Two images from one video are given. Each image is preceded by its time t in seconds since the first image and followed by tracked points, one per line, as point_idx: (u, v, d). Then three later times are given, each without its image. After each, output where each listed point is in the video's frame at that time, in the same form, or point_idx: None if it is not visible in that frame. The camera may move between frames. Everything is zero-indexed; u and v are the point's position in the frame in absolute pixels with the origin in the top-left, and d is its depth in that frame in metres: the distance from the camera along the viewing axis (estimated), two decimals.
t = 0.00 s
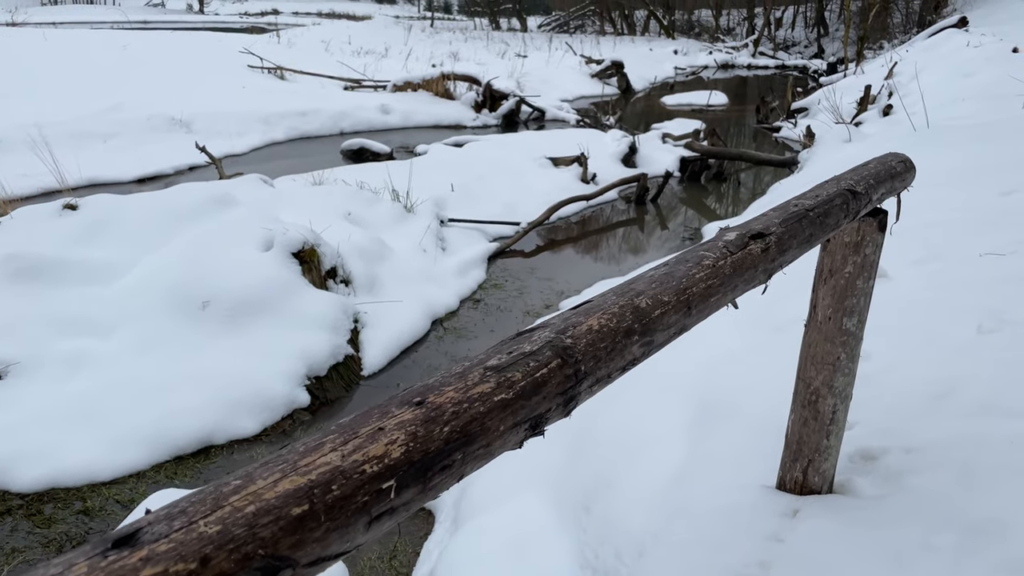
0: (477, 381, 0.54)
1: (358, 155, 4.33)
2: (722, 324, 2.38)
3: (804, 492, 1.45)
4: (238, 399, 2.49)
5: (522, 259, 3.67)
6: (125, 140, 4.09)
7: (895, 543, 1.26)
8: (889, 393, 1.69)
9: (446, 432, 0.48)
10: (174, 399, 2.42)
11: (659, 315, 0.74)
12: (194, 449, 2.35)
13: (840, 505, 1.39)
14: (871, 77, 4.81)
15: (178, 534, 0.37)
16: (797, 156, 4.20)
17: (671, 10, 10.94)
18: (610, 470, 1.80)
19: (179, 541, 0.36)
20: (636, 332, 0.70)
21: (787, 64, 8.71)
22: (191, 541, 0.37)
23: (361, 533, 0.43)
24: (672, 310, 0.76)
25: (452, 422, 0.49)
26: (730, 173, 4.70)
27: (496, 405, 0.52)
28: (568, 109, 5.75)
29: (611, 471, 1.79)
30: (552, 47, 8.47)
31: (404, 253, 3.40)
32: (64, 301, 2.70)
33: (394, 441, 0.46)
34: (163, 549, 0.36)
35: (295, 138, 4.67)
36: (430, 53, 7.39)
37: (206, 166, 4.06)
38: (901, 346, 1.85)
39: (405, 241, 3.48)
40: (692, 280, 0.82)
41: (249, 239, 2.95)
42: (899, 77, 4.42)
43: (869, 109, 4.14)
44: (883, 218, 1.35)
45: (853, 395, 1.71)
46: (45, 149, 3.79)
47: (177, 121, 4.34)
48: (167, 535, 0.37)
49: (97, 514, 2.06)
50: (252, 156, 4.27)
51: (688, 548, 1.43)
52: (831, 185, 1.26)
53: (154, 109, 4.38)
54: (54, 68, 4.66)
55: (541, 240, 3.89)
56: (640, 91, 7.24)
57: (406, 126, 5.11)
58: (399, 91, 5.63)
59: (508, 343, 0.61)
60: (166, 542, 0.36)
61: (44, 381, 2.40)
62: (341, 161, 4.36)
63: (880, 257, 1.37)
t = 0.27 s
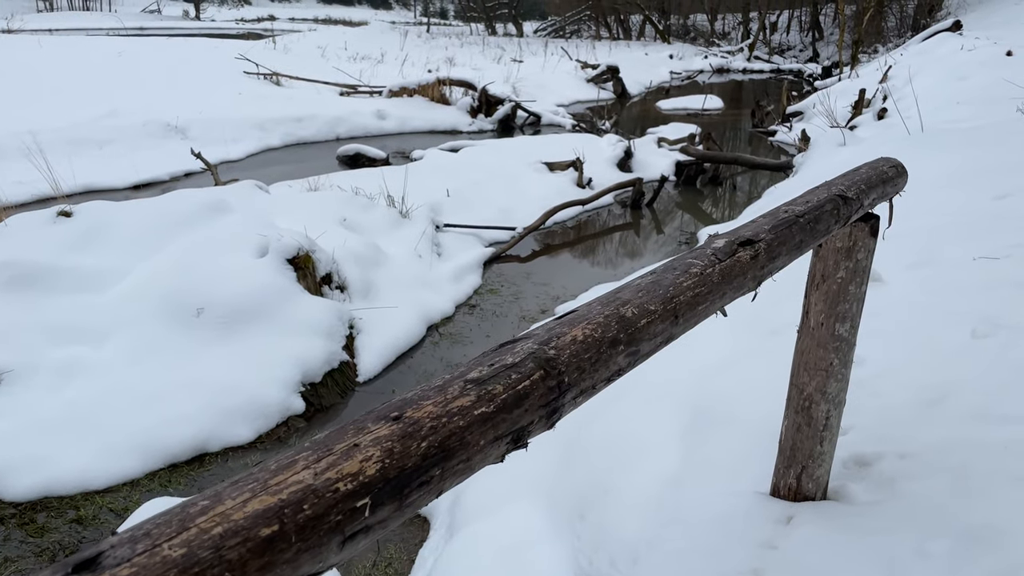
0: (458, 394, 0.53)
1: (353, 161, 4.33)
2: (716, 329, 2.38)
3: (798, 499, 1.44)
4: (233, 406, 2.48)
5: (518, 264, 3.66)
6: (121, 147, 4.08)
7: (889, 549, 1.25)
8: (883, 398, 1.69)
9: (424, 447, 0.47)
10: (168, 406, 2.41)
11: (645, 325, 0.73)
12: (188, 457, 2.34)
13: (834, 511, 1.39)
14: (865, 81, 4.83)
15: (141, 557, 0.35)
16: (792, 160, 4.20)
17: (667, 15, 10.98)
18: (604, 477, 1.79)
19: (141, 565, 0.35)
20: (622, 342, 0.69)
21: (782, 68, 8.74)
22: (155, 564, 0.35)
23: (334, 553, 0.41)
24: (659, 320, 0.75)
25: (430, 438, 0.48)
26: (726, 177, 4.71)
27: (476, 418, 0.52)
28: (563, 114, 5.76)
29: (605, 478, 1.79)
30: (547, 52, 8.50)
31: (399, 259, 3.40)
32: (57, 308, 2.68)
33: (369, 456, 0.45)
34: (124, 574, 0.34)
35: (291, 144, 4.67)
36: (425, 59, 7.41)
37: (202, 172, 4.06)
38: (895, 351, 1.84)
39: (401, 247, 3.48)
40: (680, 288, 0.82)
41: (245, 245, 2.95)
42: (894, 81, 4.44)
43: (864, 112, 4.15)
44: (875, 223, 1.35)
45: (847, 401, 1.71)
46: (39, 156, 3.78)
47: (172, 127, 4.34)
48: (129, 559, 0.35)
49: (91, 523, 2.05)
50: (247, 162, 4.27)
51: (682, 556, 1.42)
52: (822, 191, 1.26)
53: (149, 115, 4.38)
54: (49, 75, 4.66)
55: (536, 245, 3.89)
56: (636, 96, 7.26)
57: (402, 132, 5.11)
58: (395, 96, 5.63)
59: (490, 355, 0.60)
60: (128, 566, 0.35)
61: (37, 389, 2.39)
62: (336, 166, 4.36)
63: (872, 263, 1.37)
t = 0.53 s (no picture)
0: (436, 405, 0.52)
1: (349, 167, 4.33)
2: (710, 334, 2.37)
3: (791, 505, 1.43)
4: (227, 413, 2.46)
5: (514, 269, 3.66)
6: (116, 153, 4.08)
7: (882, 555, 1.25)
8: (877, 403, 1.68)
9: (399, 460, 0.47)
10: (161, 413, 2.39)
11: (630, 332, 0.73)
12: (181, 465, 2.32)
13: (827, 517, 1.38)
14: (860, 85, 4.84)
15: None
16: (788, 164, 4.20)
17: (663, 20, 11.02)
18: (598, 483, 1.78)
19: None
20: (606, 350, 0.69)
21: (778, 73, 8.77)
22: None
23: (303, 571, 0.41)
24: (644, 326, 0.75)
25: (406, 450, 0.47)
26: (721, 181, 4.71)
27: (454, 430, 0.51)
28: (559, 119, 5.78)
29: (599, 484, 1.77)
30: (544, 58, 8.52)
31: (394, 264, 3.39)
32: (50, 315, 2.67)
33: (342, 470, 0.44)
34: None
35: (287, 150, 4.67)
36: (422, 64, 7.42)
37: (197, 178, 4.06)
38: (890, 356, 1.84)
39: (396, 252, 3.48)
40: (667, 294, 0.81)
41: (239, 251, 2.94)
42: (888, 85, 4.45)
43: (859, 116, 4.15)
44: (867, 228, 1.35)
45: (840, 406, 1.70)
46: (34, 162, 3.78)
47: (168, 133, 4.34)
48: None
49: (83, 531, 2.04)
50: (243, 168, 4.27)
51: (676, 563, 1.41)
52: (813, 196, 1.26)
53: (145, 122, 4.38)
54: (45, 81, 4.66)
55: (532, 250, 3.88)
56: (632, 101, 7.28)
57: (398, 137, 5.12)
58: (391, 101, 5.64)
59: (471, 364, 0.60)
60: None
61: (30, 396, 2.37)
62: (332, 172, 4.36)
63: (864, 267, 1.36)
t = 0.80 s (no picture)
0: (414, 419, 0.51)
1: (344, 173, 4.33)
2: (702, 340, 2.37)
3: (784, 513, 1.43)
4: (219, 421, 2.45)
5: (509, 275, 3.66)
6: (110, 160, 4.07)
7: (876, 563, 1.24)
8: (870, 408, 1.67)
9: (374, 476, 0.46)
10: (154, 421, 2.37)
11: (615, 341, 0.72)
12: (174, 473, 2.31)
13: (821, 525, 1.37)
14: (854, 90, 4.86)
15: None
16: (782, 169, 4.21)
17: (658, 26, 11.06)
18: (592, 491, 1.77)
19: None
20: (590, 360, 0.68)
21: (772, 78, 8.80)
22: None
23: None
24: (630, 335, 0.74)
25: (382, 465, 0.47)
26: (716, 187, 4.72)
27: (432, 443, 0.50)
28: (554, 124, 5.78)
29: (593, 491, 1.76)
30: (539, 64, 8.54)
31: (389, 271, 3.39)
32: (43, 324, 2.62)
33: (314, 487, 0.43)
34: None
35: (282, 156, 4.67)
36: (417, 70, 7.44)
37: (192, 185, 4.05)
38: (883, 361, 1.84)
39: (391, 258, 3.47)
40: (653, 302, 0.81)
41: (233, 258, 2.94)
42: (882, 90, 4.46)
43: (853, 121, 4.16)
44: (858, 233, 1.34)
45: (834, 412, 1.70)
46: (26, 169, 3.76)
47: (163, 140, 4.34)
48: None
49: (75, 540, 2.02)
50: (238, 174, 4.26)
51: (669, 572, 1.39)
52: (803, 202, 1.25)
53: (139, 128, 4.38)
54: (40, 89, 4.65)
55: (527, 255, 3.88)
56: (627, 106, 7.30)
57: (393, 143, 5.12)
58: (386, 107, 5.64)
59: (452, 375, 0.59)
60: None
61: (22, 405, 2.33)
62: (327, 178, 4.36)
63: (856, 273, 1.36)
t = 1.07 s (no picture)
0: (385, 433, 0.50)
1: (337, 180, 4.33)
2: (692, 346, 2.37)
3: (775, 521, 1.41)
4: (210, 430, 2.42)
5: (502, 281, 3.65)
6: (102, 168, 4.06)
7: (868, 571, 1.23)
8: (862, 415, 1.67)
9: (342, 493, 0.45)
10: (144, 430, 2.35)
11: (597, 351, 0.71)
12: (164, 483, 2.29)
13: (812, 533, 1.36)
14: (845, 96, 4.88)
15: None
16: (774, 175, 4.23)
17: (650, 33, 11.11)
18: (583, 499, 1.75)
19: None
20: (571, 370, 0.67)
21: (765, 84, 8.85)
22: None
23: None
24: (612, 345, 0.73)
25: (350, 482, 0.46)
26: (709, 192, 4.73)
27: (404, 458, 0.49)
28: (547, 130, 5.80)
29: (584, 499, 1.75)
30: (532, 71, 8.57)
31: (381, 278, 3.38)
32: (32, 333, 2.58)
33: (279, 506, 0.42)
34: None
35: (275, 163, 4.66)
36: (410, 77, 7.45)
37: (183, 193, 4.04)
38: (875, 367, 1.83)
39: (383, 265, 3.46)
40: (636, 310, 0.80)
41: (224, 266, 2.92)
42: (872, 95, 4.48)
43: (845, 127, 4.18)
44: (846, 239, 1.34)
45: (825, 419, 1.69)
46: (16, 178, 3.74)
47: (154, 148, 4.32)
48: None
49: (63, 551, 1.99)
50: (230, 182, 4.25)
51: None
52: (790, 208, 1.25)
53: (131, 136, 4.36)
54: (30, 97, 4.63)
55: (521, 261, 3.87)
56: (620, 112, 7.32)
57: (386, 150, 5.12)
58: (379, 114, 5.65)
59: (427, 388, 0.58)
60: None
61: (11, 416, 2.29)
62: (319, 185, 4.35)
63: (845, 279, 1.35)
